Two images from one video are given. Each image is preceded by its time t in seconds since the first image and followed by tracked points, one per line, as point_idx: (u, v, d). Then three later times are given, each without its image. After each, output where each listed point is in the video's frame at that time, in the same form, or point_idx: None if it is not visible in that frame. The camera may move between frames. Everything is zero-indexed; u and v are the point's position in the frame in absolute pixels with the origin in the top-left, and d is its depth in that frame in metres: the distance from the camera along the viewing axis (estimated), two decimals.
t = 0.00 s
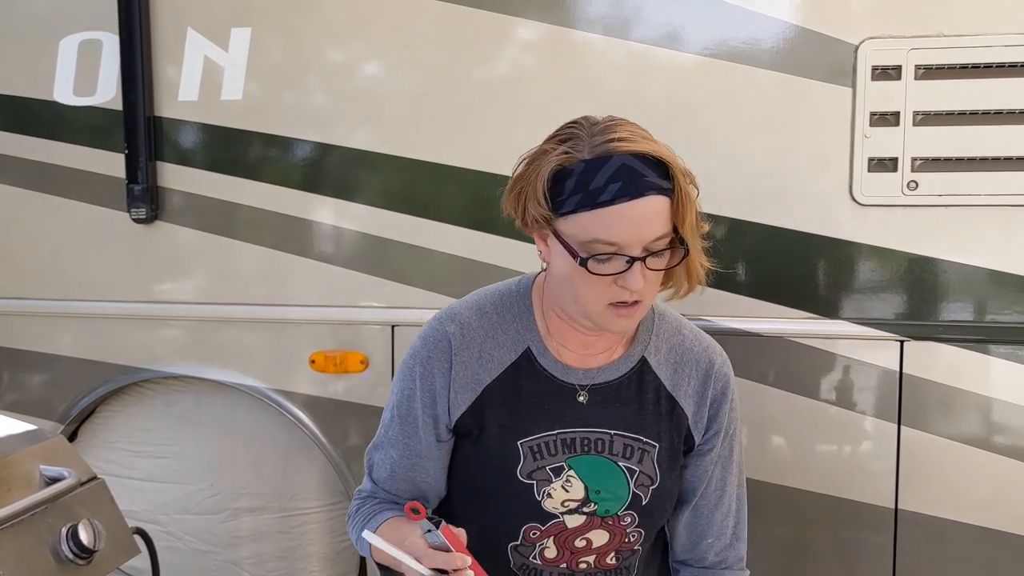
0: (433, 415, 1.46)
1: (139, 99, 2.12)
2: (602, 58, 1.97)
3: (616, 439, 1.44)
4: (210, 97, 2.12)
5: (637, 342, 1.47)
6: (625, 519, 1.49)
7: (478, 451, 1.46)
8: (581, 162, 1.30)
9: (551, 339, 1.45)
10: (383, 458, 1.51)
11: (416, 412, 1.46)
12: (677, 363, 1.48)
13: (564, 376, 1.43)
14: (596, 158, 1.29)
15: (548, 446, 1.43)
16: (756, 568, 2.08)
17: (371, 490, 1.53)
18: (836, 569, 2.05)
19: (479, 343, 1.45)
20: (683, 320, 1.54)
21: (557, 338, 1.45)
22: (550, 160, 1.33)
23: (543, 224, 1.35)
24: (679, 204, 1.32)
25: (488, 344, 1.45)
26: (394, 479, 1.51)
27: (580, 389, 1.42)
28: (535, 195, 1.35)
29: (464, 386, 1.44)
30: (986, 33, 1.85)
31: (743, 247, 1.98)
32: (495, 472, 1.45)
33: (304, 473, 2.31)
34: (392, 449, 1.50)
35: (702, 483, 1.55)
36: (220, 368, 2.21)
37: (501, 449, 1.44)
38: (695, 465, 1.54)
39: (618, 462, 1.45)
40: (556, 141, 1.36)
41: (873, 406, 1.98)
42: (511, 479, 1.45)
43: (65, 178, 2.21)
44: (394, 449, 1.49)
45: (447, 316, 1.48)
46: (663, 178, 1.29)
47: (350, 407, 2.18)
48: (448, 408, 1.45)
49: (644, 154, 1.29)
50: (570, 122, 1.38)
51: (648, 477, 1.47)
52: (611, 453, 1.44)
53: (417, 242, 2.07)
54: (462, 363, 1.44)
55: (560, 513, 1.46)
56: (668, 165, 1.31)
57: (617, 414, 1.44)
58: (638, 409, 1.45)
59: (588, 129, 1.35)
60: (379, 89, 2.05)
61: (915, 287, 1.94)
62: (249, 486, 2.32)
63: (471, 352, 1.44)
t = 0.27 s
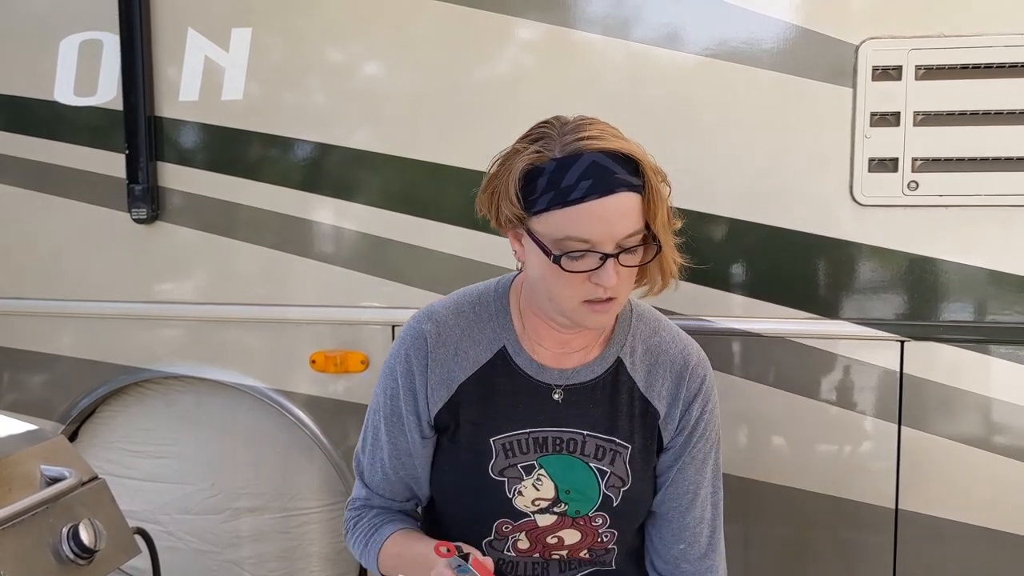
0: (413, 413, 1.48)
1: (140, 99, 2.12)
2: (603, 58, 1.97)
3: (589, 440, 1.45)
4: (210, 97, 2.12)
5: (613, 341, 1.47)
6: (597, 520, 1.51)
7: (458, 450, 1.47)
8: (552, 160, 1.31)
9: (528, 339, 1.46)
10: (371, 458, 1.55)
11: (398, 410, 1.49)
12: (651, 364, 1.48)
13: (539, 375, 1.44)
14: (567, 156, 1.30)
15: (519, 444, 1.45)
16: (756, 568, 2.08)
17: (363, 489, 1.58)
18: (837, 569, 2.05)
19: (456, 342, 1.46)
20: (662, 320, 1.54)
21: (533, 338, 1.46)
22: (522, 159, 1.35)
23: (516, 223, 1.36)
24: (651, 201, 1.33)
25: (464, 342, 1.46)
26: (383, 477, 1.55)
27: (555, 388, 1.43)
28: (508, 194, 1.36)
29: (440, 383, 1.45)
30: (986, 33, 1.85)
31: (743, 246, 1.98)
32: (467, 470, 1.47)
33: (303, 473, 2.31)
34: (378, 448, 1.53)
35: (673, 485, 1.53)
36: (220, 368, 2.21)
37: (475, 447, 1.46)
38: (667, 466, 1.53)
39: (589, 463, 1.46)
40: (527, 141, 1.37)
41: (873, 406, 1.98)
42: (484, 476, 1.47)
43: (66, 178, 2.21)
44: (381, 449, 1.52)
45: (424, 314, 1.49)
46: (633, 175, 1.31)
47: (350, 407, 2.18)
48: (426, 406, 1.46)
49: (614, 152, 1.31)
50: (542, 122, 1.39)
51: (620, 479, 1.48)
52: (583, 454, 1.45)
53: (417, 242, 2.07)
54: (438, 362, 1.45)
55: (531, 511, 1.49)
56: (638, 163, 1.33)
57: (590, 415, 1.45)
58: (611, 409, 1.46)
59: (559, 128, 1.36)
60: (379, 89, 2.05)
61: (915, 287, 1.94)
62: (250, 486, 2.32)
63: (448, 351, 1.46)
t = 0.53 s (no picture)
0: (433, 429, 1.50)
1: (141, 99, 2.12)
2: (604, 58, 1.97)
3: (600, 427, 1.50)
4: (211, 97, 2.12)
5: (604, 329, 1.55)
6: (620, 503, 1.54)
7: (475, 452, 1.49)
8: (549, 152, 1.36)
9: (525, 338, 1.52)
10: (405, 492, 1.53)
11: (421, 432, 1.50)
12: (644, 345, 1.56)
13: (540, 373, 1.49)
14: (565, 148, 1.36)
15: (536, 442, 1.48)
16: (757, 568, 2.08)
17: (403, 533, 1.53)
18: (838, 569, 2.05)
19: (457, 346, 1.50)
20: (644, 304, 1.63)
21: (529, 335, 1.51)
22: (518, 151, 1.39)
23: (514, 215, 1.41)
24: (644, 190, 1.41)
25: (465, 348, 1.50)
26: (424, 508, 1.53)
27: (556, 383, 1.48)
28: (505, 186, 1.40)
29: (452, 392, 1.49)
30: (986, 33, 1.85)
31: (744, 246, 1.98)
32: (489, 472, 1.49)
33: (305, 472, 2.31)
34: (409, 479, 1.51)
35: (684, 455, 1.62)
36: (221, 367, 2.21)
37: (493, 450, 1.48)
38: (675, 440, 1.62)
39: (606, 449, 1.50)
40: (521, 134, 1.42)
41: (874, 406, 1.98)
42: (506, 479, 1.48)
43: (66, 177, 2.21)
44: (416, 477, 1.51)
45: (417, 330, 1.52)
46: (627, 164, 1.38)
47: (351, 407, 2.18)
48: (445, 418, 1.49)
49: (610, 143, 1.38)
50: (532, 116, 1.45)
51: (636, 460, 1.53)
52: (596, 442, 1.50)
53: (418, 242, 2.07)
54: (445, 372, 1.49)
55: (558, 507, 1.50)
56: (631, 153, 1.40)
57: (596, 403, 1.50)
58: (614, 395, 1.52)
59: (552, 121, 1.42)
60: (380, 89, 2.05)
61: (916, 287, 1.94)
62: (251, 485, 2.32)
63: (451, 354, 1.49)
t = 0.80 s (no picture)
0: (485, 434, 1.44)
1: (142, 98, 2.12)
2: (604, 58, 1.97)
3: (638, 432, 1.48)
4: (212, 97, 2.12)
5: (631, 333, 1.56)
6: (656, 507, 1.53)
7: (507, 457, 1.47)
8: (549, 129, 1.50)
9: (553, 338, 1.52)
10: (456, 503, 1.44)
11: (472, 437, 1.44)
12: (667, 350, 1.59)
13: (579, 377, 1.48)
14: (562, 123, 1.49)
15: (583, 447, 1.44)
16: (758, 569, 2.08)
17: (454, 546, 1.43)
18: (839, 570, 2.05)
19: (503, 347, 1.47)
20: (661, 310, 1.67)
21: (556, 333, 1.52)
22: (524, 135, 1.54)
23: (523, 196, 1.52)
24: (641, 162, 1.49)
25: (511, 353, 1.48)
26: (476, 518, 1.44)
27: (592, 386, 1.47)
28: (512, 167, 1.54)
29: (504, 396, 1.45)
30: (986, 33, 1.85)
31: (746, 246, 1.98)
32: (539, 478, 1.44)
33: (306, 472, 2.31)
34: (459, 486, 1.44)
35: (703, 458, 1.65)
36: (222, 368, 2.21)
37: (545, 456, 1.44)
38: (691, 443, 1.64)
39: (645, 454, 1.48)
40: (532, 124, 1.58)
41: (874, 406, 1.98)
42: (555, 484, 1.44)
43: (67, 177, 2.21)
44: (468, 484, 1.43)
45: (460, 334, 1.47)
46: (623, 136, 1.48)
47: (351, 407, 2.18)
48: (496, 422, 1.44)
49: (605, 118, 1.49)
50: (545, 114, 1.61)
51: (669, 464, 1.53)
52: (637, 446, 1.48)
53: (418, 242, 2.07)
54: (495, 375, 1.45)
55: (602, 513, 1.47)
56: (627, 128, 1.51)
57: (632, 407, 1.50)
58: (648, 399, 1.52)
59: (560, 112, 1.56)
60: (381, 89, 2.05)
61: (917, 287, 1.94)
62: (252, 485, 2.32)
63: (498, 358, 1.46)
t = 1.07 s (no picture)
0: (503, 432, 1.42)
1: (143, 99, 2.12)
2: (605, 58, 1.97)
3: (650, 437, 1.47)
4: (212, 97, 2.12)
5: (646, 338, 1.54)
6: (665, 513, 1.52)
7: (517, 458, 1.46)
8: (565, 154, 1.36)
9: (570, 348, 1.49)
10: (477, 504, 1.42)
11: (491, 437, 1.42)
12: (681, 355, 1.57)
13: (592, 381, 1.47)
14: (579, 149, 1.35)
15: (594, 451, 1.44)
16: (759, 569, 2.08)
17: (480, 546, 1.42)
18: (839, 570, 2.06)
19: (516, 347, 1.46)
20: (675, 313, 1.64)
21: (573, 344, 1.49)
22: (537, 157, 1.40)
23: (539, 222, 1.43)
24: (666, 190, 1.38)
25: (526, 351, 1.46)
26: (501, 517, 1.43)
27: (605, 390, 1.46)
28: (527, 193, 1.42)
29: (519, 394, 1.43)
30: (987, 34, 1.85)
31: (747, 247, 1.98)
32: (549, 482, 1.43)
33: (307, 473, 2.31)
34: (479, 487, 1.42)
35: (714, 465, 1.63)
36: (223, 368, 2.21)
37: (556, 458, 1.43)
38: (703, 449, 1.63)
39: (655, 458, 1.48)
40: (544, 138, 1.43)
41: (875, 406, 1.98)
42: (565, 487, 1.43)
43: (67, 177, 2.21)
44: (489, 484, 1.42)
45: (473, 335, 1.45)
46: (647, 165, 1.35)
47: (352, 408, 2.18)
48: (512, 421, 1.43)
49: (626, 143, 1.35)
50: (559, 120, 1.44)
51: (681, 470, 1.51)
52: (647, 450, 1.47)
53: (419, 242, 2.07)
54: (510, 374, 1.43)
55: (611, 518, 1.46)
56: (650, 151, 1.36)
57: (644, 411, 1.48)
58: (660, 404, 1.50)
59: (576, 123, 1.41)
60: (382, 90, 2.05)
61: (919, 288, 1.94)
62: (253, 485, 2.32)
63: (512, 358, 1.44)
